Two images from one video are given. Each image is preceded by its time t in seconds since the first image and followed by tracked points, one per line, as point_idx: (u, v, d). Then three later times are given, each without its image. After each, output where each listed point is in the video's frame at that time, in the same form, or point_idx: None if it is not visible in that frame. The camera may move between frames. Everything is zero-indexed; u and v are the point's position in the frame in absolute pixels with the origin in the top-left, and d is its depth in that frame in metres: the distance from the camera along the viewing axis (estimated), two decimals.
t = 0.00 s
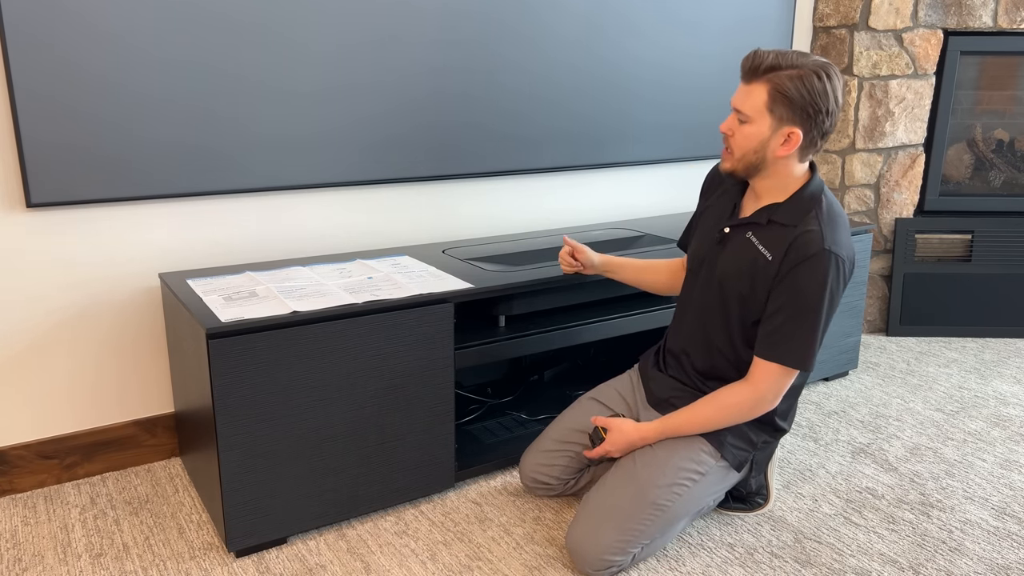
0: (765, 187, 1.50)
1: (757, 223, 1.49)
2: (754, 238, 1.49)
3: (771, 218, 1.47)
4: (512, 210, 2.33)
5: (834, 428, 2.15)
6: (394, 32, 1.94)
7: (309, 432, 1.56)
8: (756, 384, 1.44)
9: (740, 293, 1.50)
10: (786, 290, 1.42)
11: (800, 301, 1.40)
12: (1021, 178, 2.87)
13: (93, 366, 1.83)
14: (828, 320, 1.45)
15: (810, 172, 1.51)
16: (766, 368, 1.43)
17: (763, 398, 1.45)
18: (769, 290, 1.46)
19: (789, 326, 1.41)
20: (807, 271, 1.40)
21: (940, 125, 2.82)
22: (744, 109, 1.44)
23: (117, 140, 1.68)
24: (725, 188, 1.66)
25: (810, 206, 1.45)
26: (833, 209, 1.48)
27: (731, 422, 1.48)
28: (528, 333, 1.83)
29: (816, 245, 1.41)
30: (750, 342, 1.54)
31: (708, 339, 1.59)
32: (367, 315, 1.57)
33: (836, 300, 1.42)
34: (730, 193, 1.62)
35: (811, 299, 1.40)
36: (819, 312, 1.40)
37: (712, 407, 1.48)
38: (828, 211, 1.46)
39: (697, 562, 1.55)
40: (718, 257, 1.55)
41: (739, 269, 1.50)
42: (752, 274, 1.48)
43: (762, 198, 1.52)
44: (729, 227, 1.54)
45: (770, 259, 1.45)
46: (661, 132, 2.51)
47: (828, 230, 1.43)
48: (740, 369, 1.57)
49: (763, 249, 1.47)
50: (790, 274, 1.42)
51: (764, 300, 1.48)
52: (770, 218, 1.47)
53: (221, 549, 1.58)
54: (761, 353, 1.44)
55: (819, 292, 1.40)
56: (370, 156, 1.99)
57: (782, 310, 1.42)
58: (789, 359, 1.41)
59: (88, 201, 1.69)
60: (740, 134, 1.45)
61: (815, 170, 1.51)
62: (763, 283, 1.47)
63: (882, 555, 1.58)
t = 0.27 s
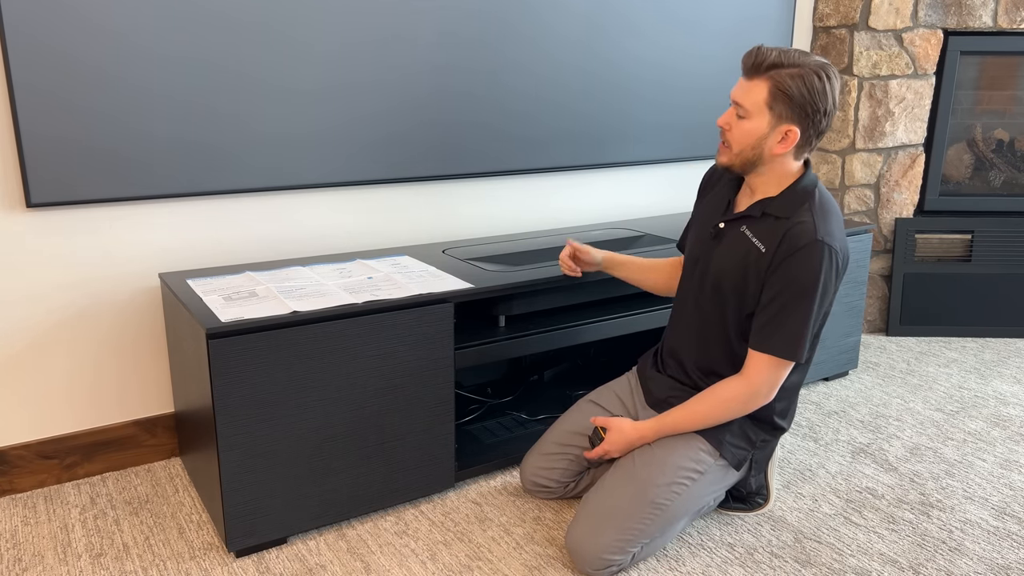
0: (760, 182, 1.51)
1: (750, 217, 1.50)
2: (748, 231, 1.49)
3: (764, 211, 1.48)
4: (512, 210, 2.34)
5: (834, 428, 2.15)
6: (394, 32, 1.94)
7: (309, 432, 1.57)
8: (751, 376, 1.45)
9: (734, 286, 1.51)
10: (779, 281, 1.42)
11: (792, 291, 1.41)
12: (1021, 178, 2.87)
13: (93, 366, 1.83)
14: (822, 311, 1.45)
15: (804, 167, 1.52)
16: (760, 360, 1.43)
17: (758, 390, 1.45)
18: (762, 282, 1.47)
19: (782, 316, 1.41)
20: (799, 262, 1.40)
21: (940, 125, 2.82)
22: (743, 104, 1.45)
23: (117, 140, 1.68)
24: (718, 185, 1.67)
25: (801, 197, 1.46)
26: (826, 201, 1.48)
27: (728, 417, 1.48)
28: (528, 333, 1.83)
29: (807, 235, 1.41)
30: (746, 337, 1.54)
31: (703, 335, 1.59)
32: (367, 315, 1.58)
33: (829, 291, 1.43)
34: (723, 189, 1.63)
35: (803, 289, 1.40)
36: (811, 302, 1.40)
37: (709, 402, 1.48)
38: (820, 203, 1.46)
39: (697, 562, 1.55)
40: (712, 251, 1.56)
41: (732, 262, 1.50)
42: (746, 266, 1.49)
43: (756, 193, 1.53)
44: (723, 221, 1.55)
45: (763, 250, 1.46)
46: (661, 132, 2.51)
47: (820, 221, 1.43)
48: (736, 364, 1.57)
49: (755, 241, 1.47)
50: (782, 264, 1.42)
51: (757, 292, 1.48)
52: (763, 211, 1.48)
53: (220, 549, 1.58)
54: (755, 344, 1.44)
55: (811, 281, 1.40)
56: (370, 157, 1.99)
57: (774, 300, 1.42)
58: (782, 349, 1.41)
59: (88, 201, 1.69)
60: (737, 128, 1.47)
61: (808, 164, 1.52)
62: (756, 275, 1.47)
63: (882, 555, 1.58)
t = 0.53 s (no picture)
0: (757, 182, 1.51)
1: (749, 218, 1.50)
2: (747, 232, 1.49)
3: (763, 211, 1.48)
4: (512, 210, 2.34)
5: (834, 428, 2.15)
6: (394, 32, 1.94)
7: (309, 432, 1.56)
8: (753, 375, 1.45)
9: (735, 287, 1.51)
10: (780, 282, 1.42)
11: (793, 291, 1.41)
12: (1021, 178, 2.87)
13: (93, 365, 1.83)
14: (823, 310, 1.45)
15: (799, 165, 1.52)
16: (762, 358, 1.43)
17: (760, 390, 1.45)
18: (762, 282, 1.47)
19: (784, 317, 1.41)
20: (799, 262, 1.40)
21: (940, 125, 2.82)
22: (724, 112, 1.44)
23: (118, 139, 1.68)
24: (714, 186, 1.67)
25: (799, 196, 1.46)
26: (823, 200, 1.49)
27: (729, 416, 1.48)
28: (528, 333, 1.83)
29: (807, 235, 1.42)
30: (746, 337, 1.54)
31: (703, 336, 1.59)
32: (367, 315, 1.58)
33: (830, 290, 1.43)
34: (720, 190, 1.63)
35: (804, 289, 1.40)
36: (813, 302, 1.40)
37: (709, 401, 1.48)
38: (818, 202, 1.47)
39: (697, 562, 1.55)
40: (711, 254, 1.56)
41: (732, 264, 1.50)
42: (746, 267, 1.48)
43: (753, 193, 1.53)
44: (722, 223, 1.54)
45: (763, 251, 1.46)
46: (661, 132, 2.51)
47: (819, 220, 1.44)
48: (736, 364, 1.56)
49: (755, 242, 1.47)
50: (783, 265, 1.43)
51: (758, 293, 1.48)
52: (762, 211, 1.48)
53: (221, 549, 1.58)
54: (757, 345, 1.44)
55: (812, 281, 1.40)
56: (370, 157, 1.99)
57: (776, 301, 1.42)
58: (785, 350, 1.41)
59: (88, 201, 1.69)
60: (725, 137, 1.46)
61: (803, 163, 1.53)
62: (756, 276, 1.47)
63: (882, 555, 1.58)
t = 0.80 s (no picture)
0: (748, 178, 1.52)
1: (740, 214, 1.51)
2: (737, 228, 1.50)
3: (753, 207, 1.48)
4: (512, 210, 2.34)
5: (833, 428, 2.15)
6: (394, 32, 1.94)
7: (309, 432, 1.56)
8: (745, 371, 1.44)
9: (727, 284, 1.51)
10: (768, 276, 1.42)
11: (782, 283, 1.41)
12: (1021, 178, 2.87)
13: (93, 365, 1.83)
14: (815, 302, 1.44)
15: (790, 161, 1.53)
16: (753, 354, 1.43)
17: (753, 385, 1.44)
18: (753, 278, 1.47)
19: (773, 309, 1.41)
20: (787, 255, 1.40)
21: (940, 125, 2.82)
22: (717, 99, 1.47)
23: (118, 139, 1.68)
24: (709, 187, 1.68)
25: (789, 191, 1.47)
26: (812, 193, 1.49)
27: (724, 413, 1.48)
28: (528, 333, 1.83)
29: (794, 228, 1.42)
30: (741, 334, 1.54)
31: (698, 335, 1.59)
32: (368, 315, 1.58)
33: (819, 283, 1.42)
34: (714, 190, 1.64)
35: (793, 281, 1.40)
36: (802, 294, 1.40)
37: (703, 398, 1.48)
38: (806, 196, 1.47)
39: (697, 562, 1.55)
40: (704, 252, 1.56)
41: (724, 261, 1.51)
42: (737, 264, 1.49)
43: (746, 189, 1.54)
44: (714, 220, 1.55)
45: (753, 246, 1.46)
46: (661, 132, 2.51)
47: (806, 214, 1.44)
48: (731, 362, 1.56)
49: (745, 238, 1.48)
50: (771, 259, 1.43)
51: (749, 289, 1.48)
52: (752, 207, 1.49)
53: (221, 549, 1.58)
54: (747, 340, 1.44)
55: (800, 274, 1.40)
56: (371, 157, 1.99)
57: (765, 296, 1.42)
58: (774, 343, 1.41)
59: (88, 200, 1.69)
60: (718, 125, 1.48)
61: (793, 160, 1.53)
62: (747, 272, 1.47)
63: (882, 555, 1.58)
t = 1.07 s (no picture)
0: (742, 176, 1.52)
1: (735, 212, 1.51)
2: (733, 226, 1.50)
3: (748, 204, 1.49)
4: (512, 210, 2.34)
5: (833, 428, 2.15)
6: (394, 32, 1.94)
7: (309, 432, 1.56)
8: (742, 367, 1.44)
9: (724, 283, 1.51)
10: (764, 272, 1.42)
11: (778, 279, 1.41)
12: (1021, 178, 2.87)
13: (93, 365, 1.83)
14: (812, 297, 1.44)
15: (784, 159, 1.53)
16: (751, 350, 1.43)
17: (750, 381, 1.44)
18: (750, 275, 1.47)
19: (770, 306, 1.41)
20: (782, 251, 1.40)
21: (940, 125, 2.82)
22: (708, 96, 1.48)
23: (118, 139, 1.68)
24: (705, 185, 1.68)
25: (784, 187, 1.47)
26: (806, 189, 1.49)
27: (722, 410, 1.48)
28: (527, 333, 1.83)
29: (789, 224, 1.42)
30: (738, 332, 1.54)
31: (696, 333, 1.59)
32: (368, 315, 1.58)
33: (816, 278, 1.42)
34: (710, 188, 1.64)
35: (789, 277, 1.40)
36: (799, 290, 1.40)
37: (701, 395, 1.48)
38: (801, 192, 1.47)
39: (697, 562, 1.55)
40: (701, 251, 1.56)
41: (720, 259, 1.51)
42: (734, 261, 1.49)
43: (740, 187, 1.54)
44: (710, 219, 1.55)
45: (749, 243, 1.46)
46: (661, 132, 2.51)
47: (801, 209, 1.44)
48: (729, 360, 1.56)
49: (741, 236, 1.48)
50: (767, 256, 1.43)
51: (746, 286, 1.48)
52: (747, 205, 1.49)
53: (220, 549, 1.58)
54: (745, 337, 1.44)
55: (797, 269, 1.40)
56: (371, 157, 1.99)
57: (762, 292, 1.42)
58: (772, 340, 1.41)
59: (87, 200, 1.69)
60: (708, 122, 1.49)
61: (787, 157, 1.54)
62: (743, 269, 1.48)
63: (882, 555, 1.58)
